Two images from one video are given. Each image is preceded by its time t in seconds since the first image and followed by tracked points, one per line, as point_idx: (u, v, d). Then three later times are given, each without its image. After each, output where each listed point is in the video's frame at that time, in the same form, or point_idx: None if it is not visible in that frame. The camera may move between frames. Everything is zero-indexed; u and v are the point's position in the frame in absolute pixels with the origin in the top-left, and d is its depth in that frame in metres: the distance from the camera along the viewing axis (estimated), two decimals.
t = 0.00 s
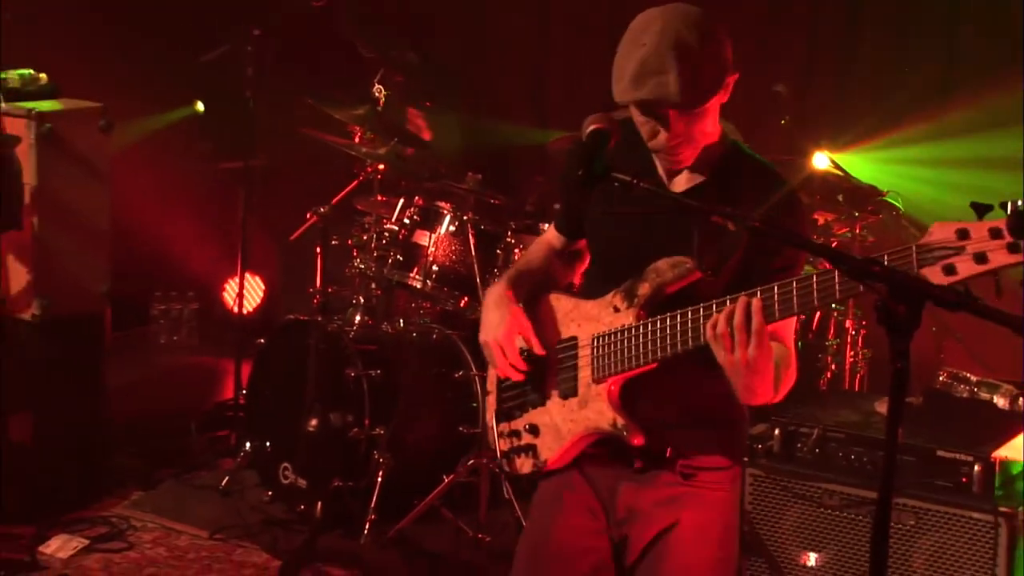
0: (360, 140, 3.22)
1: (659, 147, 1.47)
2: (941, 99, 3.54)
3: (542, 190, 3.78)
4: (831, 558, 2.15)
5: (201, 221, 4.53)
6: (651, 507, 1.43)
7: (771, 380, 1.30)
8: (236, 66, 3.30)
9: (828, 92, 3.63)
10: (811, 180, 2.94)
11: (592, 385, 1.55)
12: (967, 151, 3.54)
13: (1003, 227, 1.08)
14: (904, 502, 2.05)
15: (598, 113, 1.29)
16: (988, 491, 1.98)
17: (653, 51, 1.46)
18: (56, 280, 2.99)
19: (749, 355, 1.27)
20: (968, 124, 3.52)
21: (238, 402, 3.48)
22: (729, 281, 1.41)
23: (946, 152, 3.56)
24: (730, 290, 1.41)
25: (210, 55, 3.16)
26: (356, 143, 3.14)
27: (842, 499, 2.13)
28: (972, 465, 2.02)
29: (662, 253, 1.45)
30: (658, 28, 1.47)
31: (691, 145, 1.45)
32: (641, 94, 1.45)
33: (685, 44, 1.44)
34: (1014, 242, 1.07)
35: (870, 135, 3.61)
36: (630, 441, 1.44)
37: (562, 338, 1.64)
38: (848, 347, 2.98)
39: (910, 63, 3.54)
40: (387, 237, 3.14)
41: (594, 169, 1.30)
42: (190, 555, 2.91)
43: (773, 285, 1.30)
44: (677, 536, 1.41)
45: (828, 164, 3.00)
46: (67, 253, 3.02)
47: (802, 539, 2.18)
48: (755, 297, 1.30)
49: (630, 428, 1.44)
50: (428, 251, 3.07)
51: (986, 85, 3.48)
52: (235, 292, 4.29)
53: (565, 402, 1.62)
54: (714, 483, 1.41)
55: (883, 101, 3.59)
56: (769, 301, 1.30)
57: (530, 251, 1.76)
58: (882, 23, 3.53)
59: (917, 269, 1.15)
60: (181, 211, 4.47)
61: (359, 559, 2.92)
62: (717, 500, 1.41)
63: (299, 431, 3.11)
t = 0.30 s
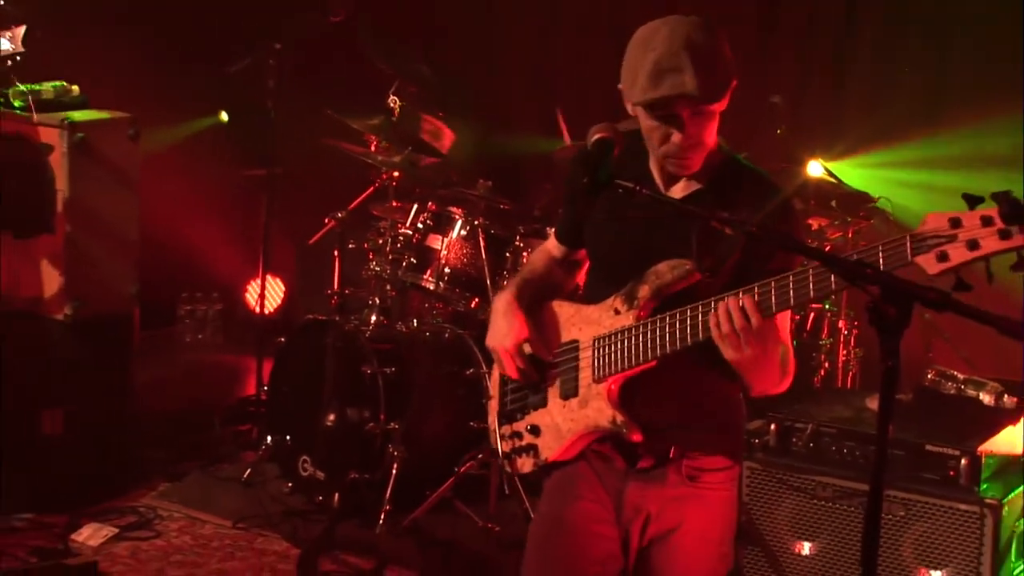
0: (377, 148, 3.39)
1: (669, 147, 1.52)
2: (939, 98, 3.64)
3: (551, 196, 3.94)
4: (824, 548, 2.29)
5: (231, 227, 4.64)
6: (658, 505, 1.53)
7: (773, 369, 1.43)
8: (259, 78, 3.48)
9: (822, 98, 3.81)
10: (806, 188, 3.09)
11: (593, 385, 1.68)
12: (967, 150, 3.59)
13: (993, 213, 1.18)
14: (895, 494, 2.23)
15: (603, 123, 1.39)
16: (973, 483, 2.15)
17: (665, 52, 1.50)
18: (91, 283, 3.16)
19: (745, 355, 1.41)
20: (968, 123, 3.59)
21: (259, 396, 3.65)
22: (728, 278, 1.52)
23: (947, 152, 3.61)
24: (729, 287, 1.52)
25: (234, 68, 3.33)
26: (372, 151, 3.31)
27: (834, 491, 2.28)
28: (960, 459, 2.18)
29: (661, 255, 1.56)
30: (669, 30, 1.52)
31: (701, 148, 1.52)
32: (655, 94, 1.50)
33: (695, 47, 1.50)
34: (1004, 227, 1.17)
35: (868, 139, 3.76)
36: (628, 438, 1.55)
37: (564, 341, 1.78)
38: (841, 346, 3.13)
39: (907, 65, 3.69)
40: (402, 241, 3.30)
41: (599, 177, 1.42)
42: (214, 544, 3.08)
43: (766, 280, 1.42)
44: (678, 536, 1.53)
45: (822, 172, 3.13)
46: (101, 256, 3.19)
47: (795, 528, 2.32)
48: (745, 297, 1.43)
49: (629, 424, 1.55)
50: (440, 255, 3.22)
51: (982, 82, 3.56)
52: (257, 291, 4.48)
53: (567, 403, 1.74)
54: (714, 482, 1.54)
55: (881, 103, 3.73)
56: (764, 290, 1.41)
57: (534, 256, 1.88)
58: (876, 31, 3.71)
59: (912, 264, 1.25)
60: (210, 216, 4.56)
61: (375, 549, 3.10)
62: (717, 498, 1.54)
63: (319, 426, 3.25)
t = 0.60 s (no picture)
0: (391, 156, 3.58)
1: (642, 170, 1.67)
2: (938, 97, 3.74)
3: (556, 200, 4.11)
4: (817, 537, 2.45)
5: (251, 231, 4.90)
6: (654, 502, 1.67)
7: (764, 374, 1.55)
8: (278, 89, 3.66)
9: (821, 98, 3.94)
10: (800, 195, 3.26)
11: (595, 391, 1.82)
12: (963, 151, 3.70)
13: (972, 245, 1.29)
14: (886, 487, 2.38)
15: (606, 131, 1.50)
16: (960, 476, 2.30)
17: (642, 89, 1.65)
18: (121, 285, 3.32)
19: (736, 368, 1.54)
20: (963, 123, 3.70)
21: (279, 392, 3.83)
22: (727, 284, 1.62)
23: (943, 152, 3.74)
24: (727, 295, 1.62)
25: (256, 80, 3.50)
26: (387, 159, 3.48)
27: (828, 483, 2.43)
28: (948, 453, 2.34)
29: (659, 267, 1.68)
30: (649, 66, 1.66)
31: (674, 171, 1.66)
32: (631, 127, 1.65)
33: (670, 82, 1.64)
34: (981, 258, 1.28)
35: (868, 134, 3.88)
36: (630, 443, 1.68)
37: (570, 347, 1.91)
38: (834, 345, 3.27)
39: (908, 62, 3.78)
40: (415, 245, 3.49)
41: (605, 183, 1.51)
42: (237, 533, 3.26)
43: (756, 301, 1.54)
44: (676, 530, 1.66)
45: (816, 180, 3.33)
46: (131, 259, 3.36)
47: (791, 519, 2.48)
48: (737, 313, 1.55)
49: (629, 430, 1.68)
50: (452, 258, 3.39)
51: (979, 84, 3.65)
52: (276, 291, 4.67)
53: (574, 407, 1.89)
54: (711, 481, 1.65)
55: (882, 99, 3.85)
56: (755, 311, 1.54)
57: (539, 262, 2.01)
58: (878, 29, 3.81)
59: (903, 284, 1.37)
60: (228, 223, 4.86)
61: (390, 537, 3.27)
62: (712, 495, 1.66)
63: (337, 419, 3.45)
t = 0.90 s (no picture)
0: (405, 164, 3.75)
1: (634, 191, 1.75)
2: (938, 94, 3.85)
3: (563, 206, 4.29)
4: (811, 527, 2.58)
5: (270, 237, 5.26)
6: (638, 503, 1.72)
7: (748, 387, 1.62)
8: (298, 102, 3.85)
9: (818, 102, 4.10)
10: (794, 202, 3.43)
11: (592, 405, 1.87)
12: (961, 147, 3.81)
13: (931, 266, 1.35)
14: (876, 479, 2.46)
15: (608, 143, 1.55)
16: (947, 469, 2.39)
17: (633, 114, 1.74)
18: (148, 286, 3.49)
19: (720, 382, 1.61)
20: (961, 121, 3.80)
21: (298, 389, 4.02)
22: (711, 297, 1.71)
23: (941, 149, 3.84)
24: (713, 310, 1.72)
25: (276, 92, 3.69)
26: (401, 166, 3.65)
27: (822, 476, 2.56)
28: (936, 448, 2.43)
29: (645, 282, 1.75)
30: (632, 90, 1.77)
31: (666, 188, 1.75)
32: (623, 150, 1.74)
33: (656, 105, 1.74)
34: (941, 280, 1.34)
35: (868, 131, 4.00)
36: (625, 451, 1.75)
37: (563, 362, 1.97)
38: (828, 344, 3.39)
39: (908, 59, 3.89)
40: (427, 248, 3.64)
41: (609, 190, 1.53)
42: (257, 523, 3.43)
43: (737, 317, 1.62)
44: (658, 528, 1.69)
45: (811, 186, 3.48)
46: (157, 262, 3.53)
47: (786, 510, 2.61)
48: (721, 329, 1.63)
49: (625, 440, 1.75)
50: (462, 261, 3.55)
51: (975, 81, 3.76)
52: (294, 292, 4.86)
53: (571, 419, 1.93)
54: (696, 479, 1.72)
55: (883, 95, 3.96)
56: (736, 328, 1.61)
57: (516, 290, 2.11)
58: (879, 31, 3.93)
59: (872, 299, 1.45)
60: (254, 228, 5.20)
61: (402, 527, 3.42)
62: (694, 493, 1.71)
63: (354, 414, 3.63)
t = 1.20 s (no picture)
0: (418, 170, 3.93)
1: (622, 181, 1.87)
2: (938, 92, 3.95)
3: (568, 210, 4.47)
4: (805, 518, 2.73)
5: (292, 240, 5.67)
6: (640, 483, 1.89)
7: (735, 364, 1.80)
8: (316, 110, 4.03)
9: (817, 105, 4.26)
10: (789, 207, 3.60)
11: (589, 385, 1.97)
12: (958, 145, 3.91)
13: (907, 247, 1.53)
14: (868, 473, 2.57)
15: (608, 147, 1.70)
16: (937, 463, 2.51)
17: (619, 108, 1.87)
18: (174, 288, 3.66)
19: (709, 362, 1.79)
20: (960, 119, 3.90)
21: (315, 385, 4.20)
22: (700, 288, 1.87)
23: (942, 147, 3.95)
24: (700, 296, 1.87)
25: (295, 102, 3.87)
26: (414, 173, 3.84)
27: (815, 470, 2.71)
28: (925, 443, 2.55)
29: (637, 267, 1.89)
30: (620, 88, 1.89)
31: (650, 179, 1.89)
32: (614, 140, 1.87)
33: (641, 98, 1.87)
34: (916, 259, 1.52)
35: (872, 128, 4.12)
36: (622, 429, 1.90)
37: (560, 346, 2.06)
38: (821, 344, 3.57)
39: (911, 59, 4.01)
40: (438, 251, 3.82)
41: (611, 195, 1.68)
42: (277, 513, 3.62)
43: (725, 301, 1.77)
44: (660, 508, 1.86)
45: (805, 194, 3.64)
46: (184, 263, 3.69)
47: (781, 502, 2.76)
48: (707, 310, 1.79)
49: (622, 418, 1.89)
50: (472, 264, 3.70)
51: (970, 82, 3.87)
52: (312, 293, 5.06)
53: (571, 400, 2.01)
54: (690, 457, 1.88)
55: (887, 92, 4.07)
56: (724, 310, 1.77)
57: (495, 291, 2.14)
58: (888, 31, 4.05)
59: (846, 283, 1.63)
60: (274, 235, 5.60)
61: (415, 517, 3.59)
62: (689, 472, 1.87)
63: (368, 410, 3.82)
